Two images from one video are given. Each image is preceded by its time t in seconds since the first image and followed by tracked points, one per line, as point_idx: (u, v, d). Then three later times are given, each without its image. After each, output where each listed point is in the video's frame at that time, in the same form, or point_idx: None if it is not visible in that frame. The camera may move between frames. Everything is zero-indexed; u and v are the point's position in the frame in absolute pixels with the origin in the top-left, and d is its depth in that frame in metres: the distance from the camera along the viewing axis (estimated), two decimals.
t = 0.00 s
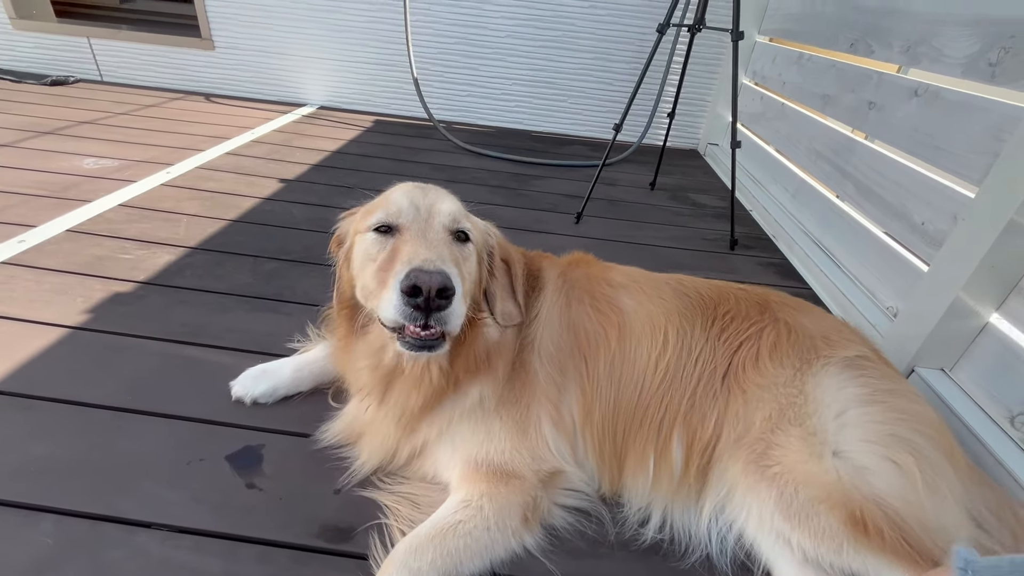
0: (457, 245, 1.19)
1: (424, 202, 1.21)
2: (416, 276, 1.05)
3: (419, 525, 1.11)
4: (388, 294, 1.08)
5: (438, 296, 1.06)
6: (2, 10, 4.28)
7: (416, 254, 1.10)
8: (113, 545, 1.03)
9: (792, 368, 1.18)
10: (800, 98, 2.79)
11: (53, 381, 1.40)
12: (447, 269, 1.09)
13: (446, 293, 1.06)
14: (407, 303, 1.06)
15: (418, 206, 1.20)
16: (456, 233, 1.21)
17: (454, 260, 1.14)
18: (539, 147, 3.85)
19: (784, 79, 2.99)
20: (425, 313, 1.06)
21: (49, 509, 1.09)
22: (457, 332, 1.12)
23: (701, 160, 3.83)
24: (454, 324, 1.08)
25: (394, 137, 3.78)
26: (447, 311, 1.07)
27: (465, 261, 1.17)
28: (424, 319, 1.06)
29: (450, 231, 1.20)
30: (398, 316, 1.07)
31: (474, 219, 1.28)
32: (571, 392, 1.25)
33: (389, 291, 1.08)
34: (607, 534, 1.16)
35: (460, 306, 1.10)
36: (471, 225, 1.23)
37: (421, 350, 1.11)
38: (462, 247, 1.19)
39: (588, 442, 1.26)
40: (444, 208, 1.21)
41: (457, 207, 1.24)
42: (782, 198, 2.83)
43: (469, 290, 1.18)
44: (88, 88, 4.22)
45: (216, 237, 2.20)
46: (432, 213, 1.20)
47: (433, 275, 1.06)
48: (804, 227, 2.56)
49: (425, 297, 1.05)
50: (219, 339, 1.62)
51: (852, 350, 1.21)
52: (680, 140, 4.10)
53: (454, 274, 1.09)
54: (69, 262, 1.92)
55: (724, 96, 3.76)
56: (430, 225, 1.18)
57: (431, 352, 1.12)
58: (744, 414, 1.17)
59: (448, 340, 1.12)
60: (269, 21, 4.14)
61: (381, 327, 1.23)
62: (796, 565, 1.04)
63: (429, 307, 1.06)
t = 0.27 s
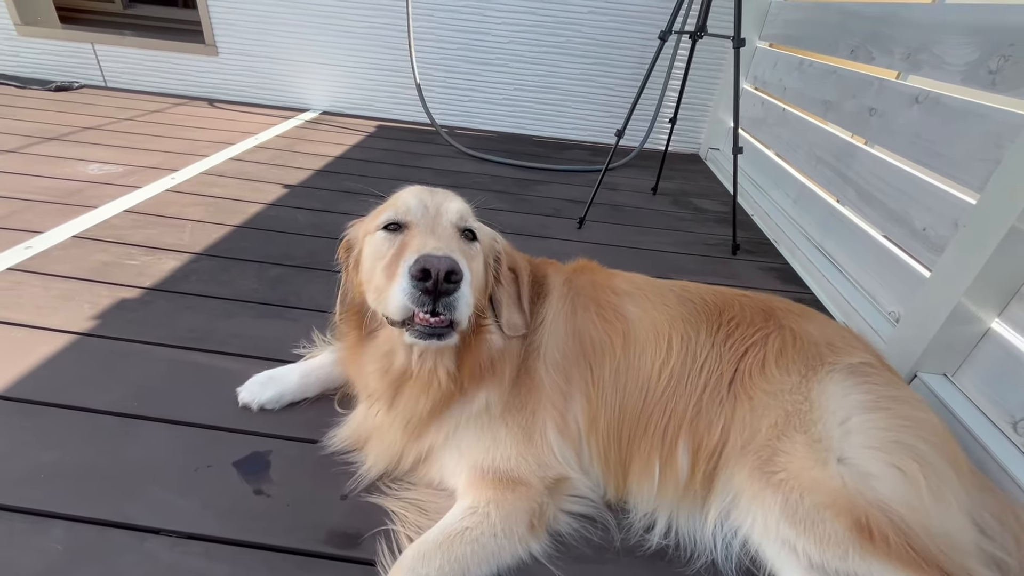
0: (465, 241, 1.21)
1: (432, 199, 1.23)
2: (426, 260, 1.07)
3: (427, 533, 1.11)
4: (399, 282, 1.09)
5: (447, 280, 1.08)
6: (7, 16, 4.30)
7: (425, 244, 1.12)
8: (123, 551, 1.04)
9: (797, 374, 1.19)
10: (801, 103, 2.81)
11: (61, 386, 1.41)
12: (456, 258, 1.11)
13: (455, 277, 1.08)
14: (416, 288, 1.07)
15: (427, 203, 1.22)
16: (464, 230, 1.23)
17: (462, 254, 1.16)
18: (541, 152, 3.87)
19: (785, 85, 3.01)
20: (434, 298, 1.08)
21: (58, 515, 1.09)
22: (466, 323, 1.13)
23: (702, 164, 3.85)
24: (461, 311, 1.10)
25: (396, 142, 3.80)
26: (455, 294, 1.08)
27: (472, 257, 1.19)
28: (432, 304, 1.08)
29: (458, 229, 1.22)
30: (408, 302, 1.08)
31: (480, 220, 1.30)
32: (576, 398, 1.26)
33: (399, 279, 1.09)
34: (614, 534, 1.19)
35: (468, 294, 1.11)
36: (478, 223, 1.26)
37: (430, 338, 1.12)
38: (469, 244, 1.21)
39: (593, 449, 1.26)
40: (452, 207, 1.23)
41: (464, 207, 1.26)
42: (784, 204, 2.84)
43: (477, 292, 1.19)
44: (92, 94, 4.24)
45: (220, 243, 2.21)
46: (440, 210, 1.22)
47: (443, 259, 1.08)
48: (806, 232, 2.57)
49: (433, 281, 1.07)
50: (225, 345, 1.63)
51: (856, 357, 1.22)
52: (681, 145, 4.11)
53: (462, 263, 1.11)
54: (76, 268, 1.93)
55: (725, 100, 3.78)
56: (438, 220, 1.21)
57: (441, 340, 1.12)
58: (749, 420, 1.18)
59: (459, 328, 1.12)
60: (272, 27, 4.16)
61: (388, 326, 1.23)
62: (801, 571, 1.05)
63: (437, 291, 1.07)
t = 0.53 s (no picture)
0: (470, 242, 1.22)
1: (438, 201, 1.24)
2: (433, 254, 1.07)
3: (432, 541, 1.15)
4: (405, 278, 1.08)
5: (453, 275, 1.07)
6: (11, 22, 4.32)
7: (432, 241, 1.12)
8: (126, 562, 1.04)
9: (803, 382, 1.18)
10: (802, 108, 2.81)
11: (63, 394, 1.40)
12: (462, 254, 1.11)
13: (462, 272, 1.07)
14: (423, 282, 1.07)
15: (432, 204, 1.23)
16: (469, 232, 1.24)
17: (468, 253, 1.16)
18: (543, 156, 3.88)
19: (786, 89, 3.01)
20: (440, 293, 1.07)
21: (61, 525, 1.09)
22: (471, 322, 1.12)
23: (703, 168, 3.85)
24: (468, 307, 1.09)
25: (398, 147, 3.80)
26: (462, 288, 1.08)
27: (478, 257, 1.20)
28: (439, 298, 1.07)
29: (463, 230, 1.22)
30: (414, 297, 1.07)
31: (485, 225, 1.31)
32: (581, 405, 1.25)
33: (406, 274, 1.08)
34: (620, 535, 1.19)
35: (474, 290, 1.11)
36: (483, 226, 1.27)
37: (436, 336, 1.10)
38: (474, 246, 1.22)
39: (599, 456, 1.26)
40: (457, 209, 1.24)
41: (469, 209, 1.27)
42: (785, 208, 2.84)
43: (482, 295, 1.19)
44: (94, 99, 4.26)
45: (223, 248, 2.21)
46: (445, 211, 1.23)
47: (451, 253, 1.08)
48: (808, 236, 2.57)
49: (440, 275, 1.06)
50: (227, 352, 1.63)
51: (862, 364, 1.21)
52: (682, 149, 4.12)
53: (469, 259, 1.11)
54: (78, 275, 1.93)
55: (726, 104, 3.79)
56: (444, 221, 1.21)
57: (447, 336, 1.10)
58: (755, 428, 1.17)
59: (465, 324, 1.11)
60: (274, 32, 4.17)
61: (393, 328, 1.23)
62: None
63: (443, 285, 1.07)
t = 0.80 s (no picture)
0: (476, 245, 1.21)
1: (444, 204, 1.23)
2: (440, 257, 1.06)
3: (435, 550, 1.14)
4: (410, 280, 1.08)
5: (460, 278, 1.06)
6: (13, 27, 4.33)
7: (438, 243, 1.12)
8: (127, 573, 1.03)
9: (809, 389, 1.17)
10: (804, 112, 2.80)
11: (64, 401, 1.40)
12: (469, 257, 1.10)
13: (468, 275, 1.07)
14: (429, 285, 1.06)
15: (439, 207, 1.22)
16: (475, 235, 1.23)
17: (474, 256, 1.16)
18: (544, 160, 3.87)
19: (788, 93, 3.00)
20: (447, 297, 1.06)
21: (61, 535, 1.08)
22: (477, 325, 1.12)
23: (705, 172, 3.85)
24: (474, 310, 1.09)
25: (399, 151, 3.80)
26: (468, 291, 1.07)
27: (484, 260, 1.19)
28: (445, 302, 1.06)
29: (469, 234, 1.21)
30: (420, 301, 1.06)
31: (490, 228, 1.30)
32: (585, 411, 1.23)
33: (411, 276, 1.08)
34: (620, 535, 1.19)
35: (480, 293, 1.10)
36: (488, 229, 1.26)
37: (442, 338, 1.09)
38: (480, 250, 1.21)
39: (603, 463, 1.25)
40: (463, 213, 1.23)
41: (475, 213, 1.25)
42: (788, 212, 2.83)
43: (488, 299, 1.18)
44: (96, 104, 4.26)
45: (224, 253, 2.21)
46: (452, 214, 1.22)
47: (457, 256, 1.07)
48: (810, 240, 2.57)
49: (447, 278, 1.06)
50: (228, 358, 1.62)
51: (869, 371, 1.20)
52: (683, 152, 4.11)
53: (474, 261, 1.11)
54: (79, 280, 1.93)
55: (727, 108, 3.79)
56: (450, 224, 1.20)
57: (453, 340, 1.09)
58: (761, 435, 1.16)
59: (471, 327, 1.10)
60: (275, 36, 4.17)
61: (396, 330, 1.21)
62: None
63: (450, 288, 1.06)
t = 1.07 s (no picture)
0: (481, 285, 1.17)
1: (451, 241, 1.17)
2: (444, 326, 1.02)
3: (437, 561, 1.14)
4: (413, 342, 1.04)
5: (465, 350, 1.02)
6: (14, 32, 4.33)
7: (443, 298, 1.07)
8: None
9: (813, 399, 1.16)
10: (805, 116, 2.80)
11: (64, 409, 1.39)
12: (474, 319, 1.06)
13: (472, 348, 1.02)
14: (433, 354, 1.02)
15: (446, 244, 1.17)
16: (481, 271, 1.18)
17: (479, 306, 1.12)
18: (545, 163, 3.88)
19: (789, 97, 3.00)
20: (451, 365, 1.03)
21: (60, 546, 1.07)
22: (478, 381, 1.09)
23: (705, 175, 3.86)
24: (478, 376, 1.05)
25: (400, 154, 3.80)
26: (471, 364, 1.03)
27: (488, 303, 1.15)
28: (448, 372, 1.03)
29: (475, 270, 1.17)
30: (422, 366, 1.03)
31: (496, 250, 1.26)
32: (589, 423, 1.23)
33: (413, 337, 1.04)
34: (620, 535, 1.20)
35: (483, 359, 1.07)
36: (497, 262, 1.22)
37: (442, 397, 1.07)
38: (485, 288, 1.17)
39: (607, 475, 1.25)
40: (470, 246, 1.18)
41: (482, 243, 1.21)
42: (790, 216, 2.83)
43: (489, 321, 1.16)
44: (96, 108, 4.26)
45: (225, 258, 2.20)
46: (458, 252, 1.17)
47: (462, 323, 1.03)
48: (812, 244, 2.57)
49: (451, 351, 1.02)
50: (229, 364, 1.61)
51: (873, 379, 1.19)
52: (684, 156, 4.10)
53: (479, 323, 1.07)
54: (79, 286, 1.92)
55: (727, 111, 3.81)
56: (456, 264, 1.15)
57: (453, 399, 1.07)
58: (766, 446, 1.16)
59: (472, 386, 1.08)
60: (276, 40, 4.17)
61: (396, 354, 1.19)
62: None
63: (454, 360, 1.02)
